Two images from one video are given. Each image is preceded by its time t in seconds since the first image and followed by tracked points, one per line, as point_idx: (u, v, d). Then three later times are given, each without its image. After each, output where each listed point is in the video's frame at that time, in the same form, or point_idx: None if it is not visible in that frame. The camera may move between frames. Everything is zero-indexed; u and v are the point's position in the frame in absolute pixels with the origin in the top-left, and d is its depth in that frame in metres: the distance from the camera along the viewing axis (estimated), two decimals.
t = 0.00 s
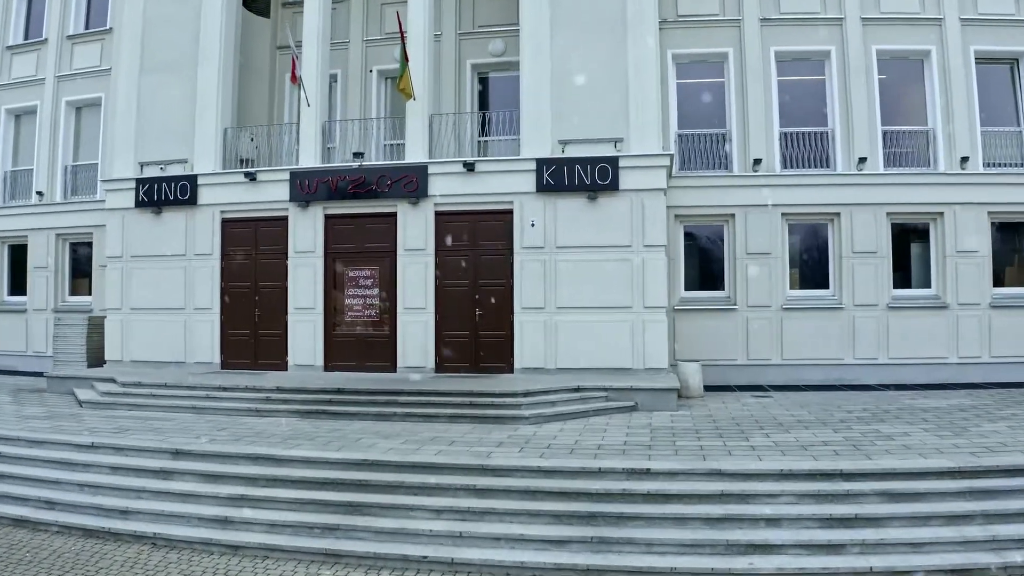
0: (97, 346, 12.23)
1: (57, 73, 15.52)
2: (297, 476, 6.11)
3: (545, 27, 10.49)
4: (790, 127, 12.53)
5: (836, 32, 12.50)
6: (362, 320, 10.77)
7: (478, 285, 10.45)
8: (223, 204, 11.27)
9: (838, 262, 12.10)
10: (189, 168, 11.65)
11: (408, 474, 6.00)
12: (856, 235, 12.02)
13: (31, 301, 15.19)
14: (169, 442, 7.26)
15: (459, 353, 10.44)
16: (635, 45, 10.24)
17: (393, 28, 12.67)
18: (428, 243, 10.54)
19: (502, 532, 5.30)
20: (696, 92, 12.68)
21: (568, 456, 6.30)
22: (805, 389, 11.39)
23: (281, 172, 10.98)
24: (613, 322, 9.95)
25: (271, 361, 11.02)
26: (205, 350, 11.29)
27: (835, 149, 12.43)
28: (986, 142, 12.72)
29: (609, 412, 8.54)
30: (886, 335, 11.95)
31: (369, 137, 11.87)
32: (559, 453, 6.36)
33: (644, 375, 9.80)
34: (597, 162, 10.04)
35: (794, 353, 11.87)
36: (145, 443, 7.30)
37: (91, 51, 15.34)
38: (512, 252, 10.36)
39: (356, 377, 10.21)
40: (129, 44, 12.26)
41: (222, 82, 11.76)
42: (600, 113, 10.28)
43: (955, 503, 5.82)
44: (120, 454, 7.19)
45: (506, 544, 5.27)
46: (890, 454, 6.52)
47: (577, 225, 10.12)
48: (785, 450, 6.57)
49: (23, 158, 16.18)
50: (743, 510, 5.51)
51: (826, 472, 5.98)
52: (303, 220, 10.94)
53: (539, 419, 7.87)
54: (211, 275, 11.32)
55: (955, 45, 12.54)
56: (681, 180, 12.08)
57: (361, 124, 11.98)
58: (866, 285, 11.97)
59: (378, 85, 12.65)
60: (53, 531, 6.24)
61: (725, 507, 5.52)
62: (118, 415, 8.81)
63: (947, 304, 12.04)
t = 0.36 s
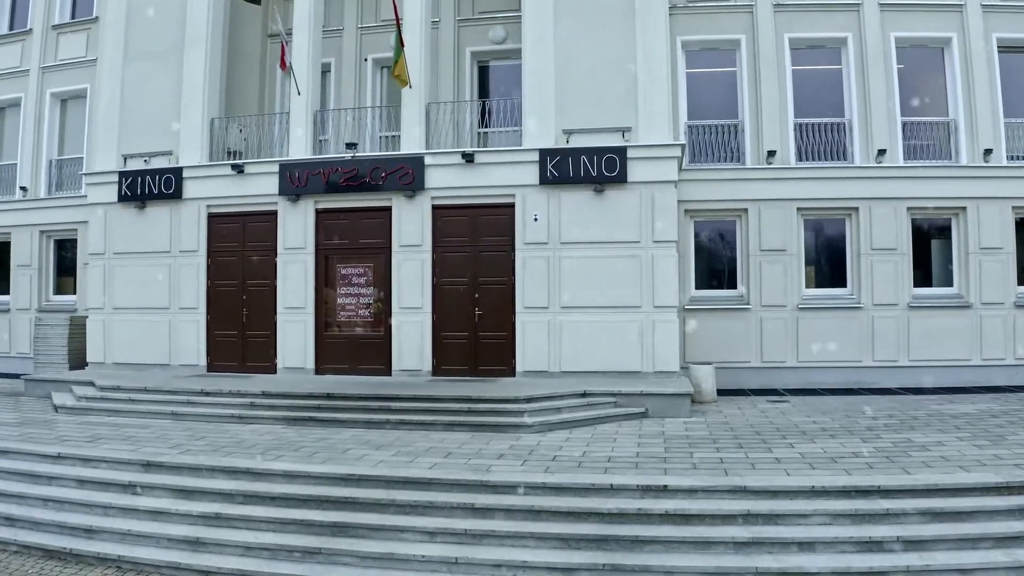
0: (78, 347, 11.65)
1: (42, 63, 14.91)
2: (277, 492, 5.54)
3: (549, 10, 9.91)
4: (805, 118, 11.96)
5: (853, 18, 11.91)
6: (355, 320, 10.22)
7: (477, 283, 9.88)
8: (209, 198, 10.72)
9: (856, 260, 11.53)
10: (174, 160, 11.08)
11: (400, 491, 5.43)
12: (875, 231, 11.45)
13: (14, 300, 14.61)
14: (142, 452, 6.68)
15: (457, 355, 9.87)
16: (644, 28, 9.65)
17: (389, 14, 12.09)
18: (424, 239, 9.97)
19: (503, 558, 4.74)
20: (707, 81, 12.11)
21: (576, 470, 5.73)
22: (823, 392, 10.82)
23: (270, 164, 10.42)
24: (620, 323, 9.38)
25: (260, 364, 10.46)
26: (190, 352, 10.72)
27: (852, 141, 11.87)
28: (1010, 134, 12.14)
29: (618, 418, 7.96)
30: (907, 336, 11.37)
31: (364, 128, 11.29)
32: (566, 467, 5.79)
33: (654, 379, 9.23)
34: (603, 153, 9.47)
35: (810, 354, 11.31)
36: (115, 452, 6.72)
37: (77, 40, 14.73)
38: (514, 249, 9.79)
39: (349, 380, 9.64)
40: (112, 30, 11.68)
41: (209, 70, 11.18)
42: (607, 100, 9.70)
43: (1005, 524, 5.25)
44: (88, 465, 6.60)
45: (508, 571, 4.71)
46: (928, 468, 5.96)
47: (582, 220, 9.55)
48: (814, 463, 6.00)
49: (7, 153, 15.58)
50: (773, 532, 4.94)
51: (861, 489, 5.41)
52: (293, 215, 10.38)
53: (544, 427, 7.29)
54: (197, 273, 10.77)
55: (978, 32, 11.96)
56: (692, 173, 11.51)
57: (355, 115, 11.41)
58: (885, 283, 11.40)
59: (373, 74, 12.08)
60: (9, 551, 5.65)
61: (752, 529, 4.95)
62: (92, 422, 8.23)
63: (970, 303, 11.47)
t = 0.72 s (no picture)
0: (59, 349, 11.09)
1: (27, 54, 14.28)
2: (254, 511, 4.98)
3: None
4: (823, 108, 11.38)
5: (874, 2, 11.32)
6: (350, 321, 9.67)
7: (478, 281, 9.31)
8: (195, 192, 10.18)
9: (877, 256, 10.96)
10: (160, 152, 10.52)
11: (390, 511, 4.86)
12: (897, 226, 10.87)
13: None
14: (111, 463, 6.11)
15: (457, 358, 9.31)
16: (655, 8, 9.05)
17: None
18: (422, 234, 9.41)
19: None
20: (720, 69, 11.52)
21: (587, 486, 5.16)
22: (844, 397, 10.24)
23: (260, 156, 9.86)
24: (630, 323, 8.81)
25: (249, 367, 9.90)
26: (176, 354, 10.16)
27: (872, 132, 11.28)
28: None
29: (629, 427, 7.39)
30: (931, 337, 10.79)
31: (359, 118, 10.73)
32: (575, 483, 5.22)
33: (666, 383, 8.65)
34: (612, 141, 8.89)
35: (829, 357, 10.73)
36: (81, 464, 6.14)
37: (64, 30, 14.08)
38: (517, 245, 9.23)
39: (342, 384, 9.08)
40: (96, 16, 11.10)
41: (196, 57, 10.60)
42: (616, 86, 9.12)
43: None
44: (52, 478, 6.03)
45: None
46: (976, 486, 5.38)
47: (590, 213, 8.98)
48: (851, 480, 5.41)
49: None
50: (812, 561, 4.36)
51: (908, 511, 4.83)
52: (284, 209, 9.82)
53: (550, 437, 6.73)
54: (182, 271, 10.22)
55: (1005, 16, 11.35)
56: (704, 166, 10.92)
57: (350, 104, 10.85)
58: (908, 281, 10.83)
59: (370, 62, 11.50)
60: None
61: (789, 559, 4.37)
62: (65, 429, 7.66)
63: (997, 302, 10.88)
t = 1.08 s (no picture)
0: (41, 350, 10.56)
1: (13, 44, 13.75)
2: (229, 536, 4.42)
3: None
4: (845, 96, 10.80)
5: None
6: (345, 321, 9.12)
7: (481, 279, 8.75)
8: (182, 185, 9.65)
9: (903, 253, 10.37)
10: (146, 143, 9.99)
11: (380, 537, 4.30)
12: (923, 220, 10.29)
13: None
14: (76, 477, 5.55)
15: (459, 361, 8.75)
16: None
17: None
18: (421, 229, 8.85)
19: None
20: (736, 55, 10.93)
21: (602, 508, 4.59)
22: (869, 402, 9.65)
23: (250, 146, 9.32)
24: (644, 324, 8.25)
25: (239, 370, 9.37)
26: (161, 356, 9.63)
27: (897, 121, 10.69)
28: None
29: (645, 436, 6.82)
30: (960, 339, 10.19)
31: (356, 107, 10.18)
32: (588, 504, 4.66)
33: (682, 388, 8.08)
34: (624, 129, 8.32)
35: (852, 359, 10.16)
36: (45, 477, 5.59)
37: (51, 18, 13.54)
38: (523, 241, 8.67)
39: (337, 389, 8.53)
40: None
41: (184, 43, 10.05)
42: (628, 70, 8.54)
43: None
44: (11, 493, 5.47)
45: None
46: None
47: (601, 206, 8.42)
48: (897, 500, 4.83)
49: None
50: None
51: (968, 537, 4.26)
52: (276, 202, 9.28)
53: (558, 449, 6.16)
54: (169, 268, 9.69)
55: None
56: (720, 157, 10.34)
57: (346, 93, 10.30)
58: (936, 279, 10.24)
59: (367, 49, 10.96)
60: None
61: None
62: (37, 437, 7.12)
63: None
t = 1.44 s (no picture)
0: (29, 352, 10.09)
1: (7, 36, 13.32)
2: (202, 566, 3.88)
3: None
4: (875, 83, 10.14)
5: None
6: (346, 322, 8.58)
7: (491, 277, 8.19)
8: (174, 178, 9.15)
9: (939, 249, 9.72)
10: (137, 134, 9.50)
11: (374, 570, 3.75)
12: (962, 214, 9.63)
13: None
14: (43, 493, 5.03)
15: (467, 364, 8.19)
16: None
17: None
18: (426, 223, 8.30)
19: None
20: (761, 40, 10.31)
21: (628, 536, 4.00)
22: (905, 408, 9.02)
23: (246, 136, 8.80)
24: (666, 325, 7.66)
25: (234, 373, 8.86)
26: (153, 359, 9.13)
27: (931, 109, 10.03)
28: None
29: (669, 448, 6.23)
30: (1002, 340, 9.52)
31: (358, 95, 9.64)
32: (612, 531, 4.08)
33: (707, 394, 7.48)
34: (644, 115, 7.74)
35: (886, 362, 9.52)
36: (10, 492, 5.08)
37: (45, 8, 13.11)
38: (535, 236, 8.11)
39: (336, 394, 8.00)
40: None
41: (177, 29, 9.55)
42: (647, 52, 7.95)
43: None
44: None
45: None
46: None
47: (619, 199, 7.83)
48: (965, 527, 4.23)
49: None
50: None
51: None
52: (273, 196, 8.76)
53: (576, 462, 5.59)
54: (160, 266, 9.18)
55: None
56: (744, 147, 9.73)
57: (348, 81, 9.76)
58: (975, 276, 9.59)
59: (371, 35, 10.41)
60: None
61: None
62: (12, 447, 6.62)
63: None
